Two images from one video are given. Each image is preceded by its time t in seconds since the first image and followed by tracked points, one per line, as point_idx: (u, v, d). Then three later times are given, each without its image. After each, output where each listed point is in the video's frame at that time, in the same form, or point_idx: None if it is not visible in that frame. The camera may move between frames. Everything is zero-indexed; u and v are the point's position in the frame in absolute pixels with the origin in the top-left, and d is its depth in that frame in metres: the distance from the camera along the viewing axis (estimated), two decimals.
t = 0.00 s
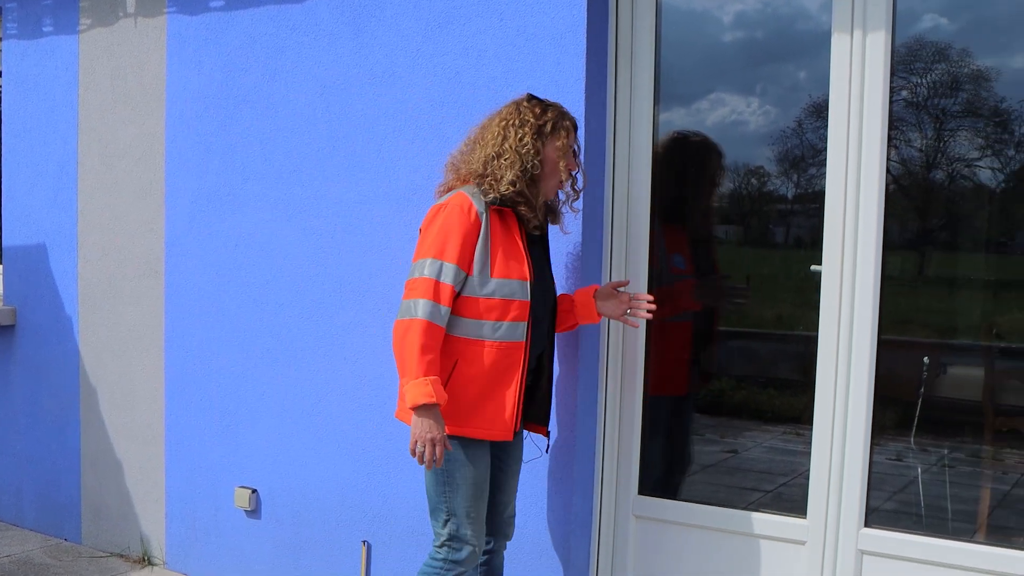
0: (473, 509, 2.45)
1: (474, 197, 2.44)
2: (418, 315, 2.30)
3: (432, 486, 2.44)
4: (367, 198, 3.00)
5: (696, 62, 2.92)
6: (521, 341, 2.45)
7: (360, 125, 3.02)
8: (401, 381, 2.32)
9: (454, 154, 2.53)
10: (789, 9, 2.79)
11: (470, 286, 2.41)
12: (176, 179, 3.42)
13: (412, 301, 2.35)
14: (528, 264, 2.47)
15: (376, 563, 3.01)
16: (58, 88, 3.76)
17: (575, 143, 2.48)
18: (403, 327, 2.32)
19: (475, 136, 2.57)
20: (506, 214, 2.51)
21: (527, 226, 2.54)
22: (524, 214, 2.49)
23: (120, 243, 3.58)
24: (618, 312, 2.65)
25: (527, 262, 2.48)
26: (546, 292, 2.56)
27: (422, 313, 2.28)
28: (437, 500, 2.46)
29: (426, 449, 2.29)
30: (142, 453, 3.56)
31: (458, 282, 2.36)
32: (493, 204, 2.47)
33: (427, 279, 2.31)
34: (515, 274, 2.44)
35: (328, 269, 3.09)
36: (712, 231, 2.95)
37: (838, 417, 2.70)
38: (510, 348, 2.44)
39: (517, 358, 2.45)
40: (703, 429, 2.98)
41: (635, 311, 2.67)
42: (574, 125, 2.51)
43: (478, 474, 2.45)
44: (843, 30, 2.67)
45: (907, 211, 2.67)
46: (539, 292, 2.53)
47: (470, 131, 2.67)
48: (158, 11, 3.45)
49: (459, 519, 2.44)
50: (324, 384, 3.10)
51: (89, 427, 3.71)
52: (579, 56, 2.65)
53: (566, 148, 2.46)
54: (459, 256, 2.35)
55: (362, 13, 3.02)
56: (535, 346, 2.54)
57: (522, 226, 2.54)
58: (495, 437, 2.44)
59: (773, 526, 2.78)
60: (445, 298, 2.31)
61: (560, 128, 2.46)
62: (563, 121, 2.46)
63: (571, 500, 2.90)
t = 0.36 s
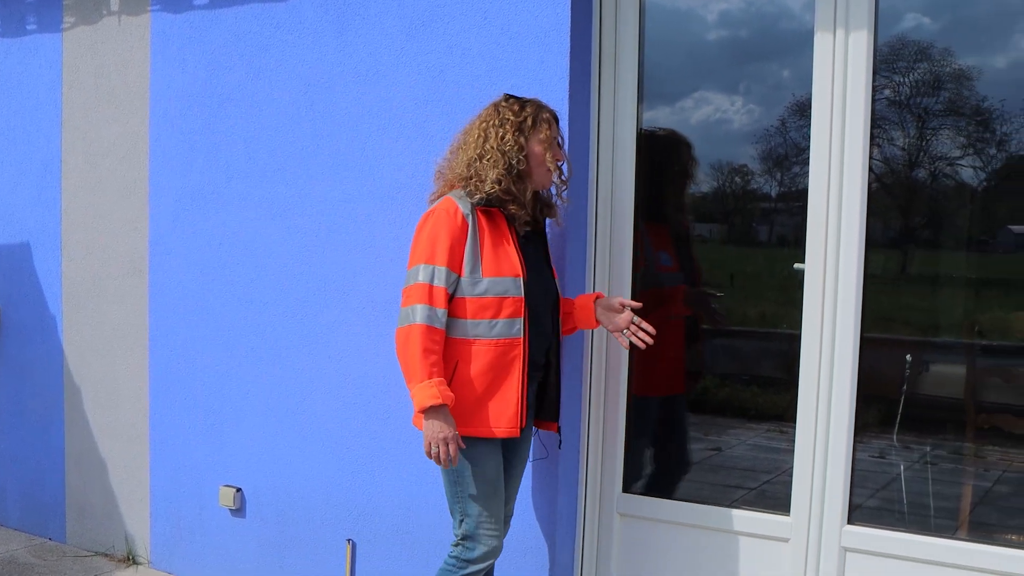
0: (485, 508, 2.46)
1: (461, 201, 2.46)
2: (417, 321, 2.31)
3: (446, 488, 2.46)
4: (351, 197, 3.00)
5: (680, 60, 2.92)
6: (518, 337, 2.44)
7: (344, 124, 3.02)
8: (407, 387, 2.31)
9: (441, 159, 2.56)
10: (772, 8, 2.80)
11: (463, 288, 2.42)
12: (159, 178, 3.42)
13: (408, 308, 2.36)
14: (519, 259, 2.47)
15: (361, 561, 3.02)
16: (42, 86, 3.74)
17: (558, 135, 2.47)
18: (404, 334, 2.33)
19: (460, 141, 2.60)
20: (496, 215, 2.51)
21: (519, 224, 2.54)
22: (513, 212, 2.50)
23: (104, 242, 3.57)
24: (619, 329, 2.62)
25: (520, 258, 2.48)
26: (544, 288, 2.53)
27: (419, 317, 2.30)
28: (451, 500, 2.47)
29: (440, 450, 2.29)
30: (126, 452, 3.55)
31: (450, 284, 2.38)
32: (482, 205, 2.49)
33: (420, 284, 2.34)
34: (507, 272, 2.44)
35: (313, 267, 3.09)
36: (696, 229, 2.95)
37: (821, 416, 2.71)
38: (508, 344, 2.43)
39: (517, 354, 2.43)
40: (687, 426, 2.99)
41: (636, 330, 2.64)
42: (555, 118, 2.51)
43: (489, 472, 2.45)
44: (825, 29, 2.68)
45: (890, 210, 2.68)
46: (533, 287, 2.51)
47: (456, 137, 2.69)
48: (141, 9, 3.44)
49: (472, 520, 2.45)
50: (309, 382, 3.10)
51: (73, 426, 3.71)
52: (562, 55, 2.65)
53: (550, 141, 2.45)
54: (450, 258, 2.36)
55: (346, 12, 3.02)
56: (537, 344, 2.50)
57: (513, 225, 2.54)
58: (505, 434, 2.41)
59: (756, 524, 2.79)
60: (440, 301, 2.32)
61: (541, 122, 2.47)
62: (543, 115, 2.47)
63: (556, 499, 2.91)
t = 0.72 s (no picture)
0: (472, 508, 2.45)
1: (445, 202, 2.46)
2: (400, 324, 2.30)
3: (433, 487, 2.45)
4: (336, 195, 3.00)
5: (665, 59, 2.93)
6: (507, 337, 2.44)
7: (330, 121, 3.02)
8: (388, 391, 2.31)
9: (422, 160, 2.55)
10: (756, 6, 2.80)
11: (450, 290, 2.42)
12: (145, 175, 3.41)
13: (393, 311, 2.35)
14: (506, 261, 2.47)
15: (347, 558, 3.03)
16: (26, 83, 3.73)
17: (540, 135, 2.50)
18: (387, 337, 2.32)
19: (441, 140, 2.60)
20: (479, 215, 2.52)
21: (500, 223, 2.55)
22: (496, 212, 2.51)
23: (89, 240, 3.57)
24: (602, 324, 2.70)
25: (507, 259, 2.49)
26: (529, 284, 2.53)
27: (403, 322, 2.29)
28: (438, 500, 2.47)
29: (412, 456, 2.29)
30: (111, 449, 3.55)
31: (437, 287, 2.37)
32: (465, 205, 2.49)
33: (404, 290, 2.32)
34: (494, 273, 2.45)
35: (298, 265, 3.09)
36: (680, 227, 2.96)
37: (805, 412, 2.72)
38: (498, 345, 2.44)
39: (506, 355, 2.44)
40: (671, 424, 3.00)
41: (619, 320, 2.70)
42: (537, 117, 2.53)
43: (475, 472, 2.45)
44: (809, 28, 2.68)
45: (873, 208, 2.69)
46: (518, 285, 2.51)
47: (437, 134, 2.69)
48: (126, 6, 3.44)
49: (459, 520, 2.45)
50: (294, 380, 3.10)
51: (58, 424, 3.70)
52: (547, 53, 2.66)
53: (532, 141, 2.48)
54: (436, 261, 2.36)
55: (332, 9, 3.02)
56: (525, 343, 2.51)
57: (496, 224, 2.55)
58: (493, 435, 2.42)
59: (741, 521, 2.80)
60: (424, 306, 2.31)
61: (524, 122, 2.48)
62: (526, 115, 2.48)
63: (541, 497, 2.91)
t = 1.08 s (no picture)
0: (454, 503, 2.47)
1: (422, 199, 2.46)
2: (386, 322, 2.31)
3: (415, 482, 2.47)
4: (322, 191, 3.00)
5: (652, 55, 2.93)
6: (488, 330, 2.45)
7: (316, 117, 3.02)
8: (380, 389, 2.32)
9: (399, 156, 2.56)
10: (742, 3, 2.80)
11: (431, 286, 2.42)
12: (131, 171, 3.40)
13: (377, 309, 2.35)
14: (485, 254, 2.48)
15: (333, 554, 3.03)
16: (12, 79, 3.72)
17: (512, 131, 2.49)
18: (375, 336, 2.33)
19: (415, 136, 2.60)
20: (457, 210, 2.52)
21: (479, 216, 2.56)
22: (472, 209, 2.51)
23: (75, 236, 3.56)
24: (607, 300, 2.61)
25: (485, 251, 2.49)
26: (515, 279, 2.54)
27: (388, 318, 2.30)
28: (421, 495, 2.48)
29: (417, 449, 2.32)
30: (97, 446, 3.54)
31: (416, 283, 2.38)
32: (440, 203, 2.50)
33: (387, 286, 2.33)
34: (472, 267, 2.46)
35: (284, 261, 3.08)
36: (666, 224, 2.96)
37: (790, 408, 2.73)
38: (479, 338, 2.44)
39: (488, 348, 2.45)
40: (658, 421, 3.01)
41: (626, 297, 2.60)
42: (511, 111, 2.51)
43: (457, 467, 2.46)
44: (795, 25, 2.69)
45: (859, 205, 2.70)
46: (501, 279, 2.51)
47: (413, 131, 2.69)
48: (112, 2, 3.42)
49: (440, 515, 2.46)
50: (280, 376, 3.10)
51: (44, 420, 3.70)
52: (534, 49, 2.66)
53: (504, 138, 2.47)
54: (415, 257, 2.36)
55: (318, 5, 3.01)
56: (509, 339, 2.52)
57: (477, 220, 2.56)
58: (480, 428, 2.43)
59: (726, 517, 2.81)
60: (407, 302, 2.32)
61: (495, 118, 2.47)
62: (497, 111, 2.47)
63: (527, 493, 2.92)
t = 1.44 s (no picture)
0: (436, 491, 2.47)
1: (402, 195, 2.49)
2: (356, 317, 2.37)
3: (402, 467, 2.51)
4: (312, 183, 3.00)
5: (642, 48, 2.93)
6: (465, 326, 2.44)
7: (305, 109, 3.01)
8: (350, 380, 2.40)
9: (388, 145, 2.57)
10: None
11: (406, 282, 2.44)
12: (120, 163, 3.40)
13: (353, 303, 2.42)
14: (464, 249, 2.47)
15: (323, 546, 3.04)
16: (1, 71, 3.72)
17: (500, 128, 2.47)
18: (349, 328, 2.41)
19: (406, 125, 2.61)
20: (438, 205, 2.51)
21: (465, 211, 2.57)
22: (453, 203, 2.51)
23: (64, 229, 3.56)
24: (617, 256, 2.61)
25: (463, 246, 2.47)
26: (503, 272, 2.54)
27: (358, 314, 2.35)
28: (407, 481, 2.51)
29: (367, 446, 2.37)
30: (87, 439, 3.55)
31: (392, 280, 2.41)
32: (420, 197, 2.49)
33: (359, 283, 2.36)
34: (450, 262, 2.45)
35: (274, 253, 3.08)
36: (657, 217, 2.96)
37: (779, 399, 2.73)
38: (456, 334, 2.44)
39: (464, 344, 2.44)
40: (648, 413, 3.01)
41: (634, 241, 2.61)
42: (500, 106, 2.50)
43: (442, 455, 2.46)
44: (785, 18, 2.68)
45: (848, 197, 2.70)
46: (485, 273, 2.51)
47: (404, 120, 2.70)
48: None
49: (423, 504, 2.47)
50: (270, 368, 3.11)
51: (34, 413, 3.70)
52: (523, 41, 2.66)
53: (490, 133, 2.46)
54: (390, 253, 2.40)
55: None
56: (497, 331, 2.52)
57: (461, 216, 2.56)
58: (452, 426, 2.42)
59: (715, 509, 2.82)
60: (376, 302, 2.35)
61: (484, 113, 2.46)
62: (486, 106, 2.45)
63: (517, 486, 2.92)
